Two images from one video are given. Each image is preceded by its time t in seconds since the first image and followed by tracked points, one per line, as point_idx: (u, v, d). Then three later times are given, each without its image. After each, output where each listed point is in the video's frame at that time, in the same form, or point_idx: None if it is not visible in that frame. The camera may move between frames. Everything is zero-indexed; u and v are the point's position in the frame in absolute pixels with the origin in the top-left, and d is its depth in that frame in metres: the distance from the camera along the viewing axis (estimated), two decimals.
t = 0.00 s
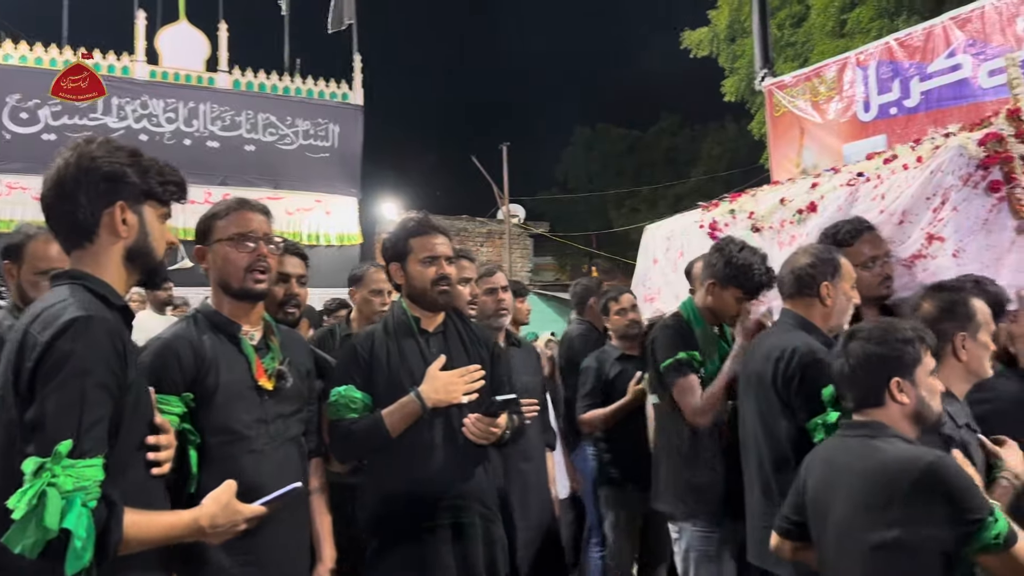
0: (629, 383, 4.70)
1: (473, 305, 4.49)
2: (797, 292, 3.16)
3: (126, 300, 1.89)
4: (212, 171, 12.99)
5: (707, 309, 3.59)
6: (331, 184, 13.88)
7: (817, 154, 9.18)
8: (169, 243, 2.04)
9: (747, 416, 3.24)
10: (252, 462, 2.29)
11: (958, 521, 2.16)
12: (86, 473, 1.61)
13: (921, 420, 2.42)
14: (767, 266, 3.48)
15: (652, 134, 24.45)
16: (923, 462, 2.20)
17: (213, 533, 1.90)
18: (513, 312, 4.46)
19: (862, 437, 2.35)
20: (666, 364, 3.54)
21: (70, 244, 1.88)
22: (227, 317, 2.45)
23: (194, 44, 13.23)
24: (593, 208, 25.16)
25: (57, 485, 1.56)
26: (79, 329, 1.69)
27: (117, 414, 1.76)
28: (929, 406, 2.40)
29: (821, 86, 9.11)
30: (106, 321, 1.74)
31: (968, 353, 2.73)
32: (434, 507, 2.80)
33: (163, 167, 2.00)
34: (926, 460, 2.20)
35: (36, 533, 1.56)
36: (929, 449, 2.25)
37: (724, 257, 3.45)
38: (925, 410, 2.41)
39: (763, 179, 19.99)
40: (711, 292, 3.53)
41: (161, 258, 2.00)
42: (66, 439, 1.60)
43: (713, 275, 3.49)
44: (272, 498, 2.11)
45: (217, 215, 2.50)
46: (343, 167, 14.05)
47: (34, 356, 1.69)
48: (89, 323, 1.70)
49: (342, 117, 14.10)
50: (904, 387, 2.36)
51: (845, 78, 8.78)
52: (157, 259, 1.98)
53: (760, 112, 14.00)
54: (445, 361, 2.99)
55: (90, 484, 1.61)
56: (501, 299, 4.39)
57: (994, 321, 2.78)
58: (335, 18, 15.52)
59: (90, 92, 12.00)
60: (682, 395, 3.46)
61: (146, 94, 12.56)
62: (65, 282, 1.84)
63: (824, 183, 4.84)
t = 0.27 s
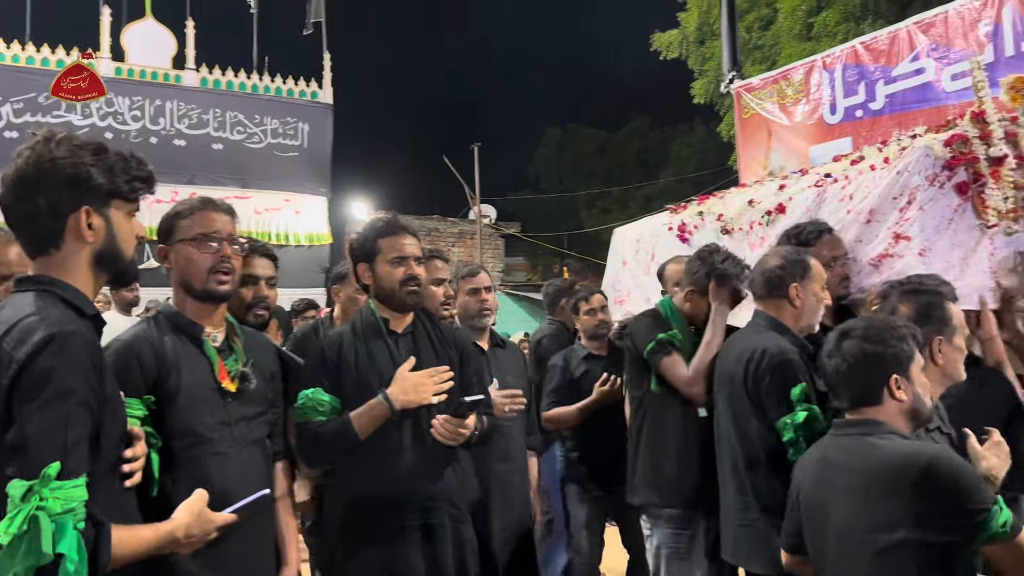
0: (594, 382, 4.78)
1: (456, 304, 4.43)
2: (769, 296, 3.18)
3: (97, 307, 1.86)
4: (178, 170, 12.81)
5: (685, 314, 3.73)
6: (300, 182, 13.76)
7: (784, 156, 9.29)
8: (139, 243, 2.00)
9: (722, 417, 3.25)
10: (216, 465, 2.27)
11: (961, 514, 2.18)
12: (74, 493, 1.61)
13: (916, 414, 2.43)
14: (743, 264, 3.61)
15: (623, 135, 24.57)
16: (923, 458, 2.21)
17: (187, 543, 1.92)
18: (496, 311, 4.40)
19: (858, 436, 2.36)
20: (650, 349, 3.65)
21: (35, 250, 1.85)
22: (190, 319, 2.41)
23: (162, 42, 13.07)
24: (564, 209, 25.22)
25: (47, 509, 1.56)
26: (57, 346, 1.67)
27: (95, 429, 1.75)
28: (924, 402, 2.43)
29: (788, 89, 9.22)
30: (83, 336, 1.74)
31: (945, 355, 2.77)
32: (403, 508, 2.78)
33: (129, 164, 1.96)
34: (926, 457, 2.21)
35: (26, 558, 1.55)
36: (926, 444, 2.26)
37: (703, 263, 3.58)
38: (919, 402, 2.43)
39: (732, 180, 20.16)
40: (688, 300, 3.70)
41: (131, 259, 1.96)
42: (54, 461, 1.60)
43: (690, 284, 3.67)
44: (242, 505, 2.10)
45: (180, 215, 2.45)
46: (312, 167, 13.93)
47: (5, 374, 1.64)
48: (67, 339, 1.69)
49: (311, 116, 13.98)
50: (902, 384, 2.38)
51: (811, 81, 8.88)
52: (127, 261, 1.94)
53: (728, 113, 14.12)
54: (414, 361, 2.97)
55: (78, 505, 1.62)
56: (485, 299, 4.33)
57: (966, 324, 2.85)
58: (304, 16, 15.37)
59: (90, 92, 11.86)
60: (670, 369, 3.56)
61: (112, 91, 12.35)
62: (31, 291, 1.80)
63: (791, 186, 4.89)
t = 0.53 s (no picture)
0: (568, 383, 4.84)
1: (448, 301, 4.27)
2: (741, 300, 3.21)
3: (64, 313, 1.86)
4: (143, 168, 12.62)
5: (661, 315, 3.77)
6: (267, 182, 13.63)
7: (750, 159, 9.38)
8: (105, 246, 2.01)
9: (699, 419, 3.27)
10: (176, 468, 2.26)
11: (954, 517, 2.15)
12: (55, 506, 1.63)
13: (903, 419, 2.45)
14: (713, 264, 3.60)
15: (592, 137, 24.67)
16: (916, 459, 2.18)
17: (155, 550, 1.96)
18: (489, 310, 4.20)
19: (847, 438, 2.32)
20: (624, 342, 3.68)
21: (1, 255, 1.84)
22: (150, 321, 2.38)
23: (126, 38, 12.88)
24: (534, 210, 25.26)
25: (30, 521, 1.57)
26: (36, 355, 1.68)
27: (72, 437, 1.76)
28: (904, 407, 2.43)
29: (754, 92, 9.31)
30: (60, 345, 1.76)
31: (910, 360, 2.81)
32: (369, 511, 2.76)
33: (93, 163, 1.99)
34: (919, 458, 2.18)
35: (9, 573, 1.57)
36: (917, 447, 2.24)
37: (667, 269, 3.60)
38: (903, 409, 2.43)
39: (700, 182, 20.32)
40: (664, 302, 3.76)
41: (97, 261, 1.97)
42: (38, 474, 1.61)
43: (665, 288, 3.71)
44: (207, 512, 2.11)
45: (141, 215, 2.41)
46: (280, 166, 13.81)
47: None
48: (45, 349, 1.71)
49: (279, 114, 13.84)
50: (891, 390, 2.36)
51: (777, 85, 8.99)
52: (94, 264, 1.95)
53: (695, 115, 14.23)
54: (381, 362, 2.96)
55: (59, 516, 1.64)
56: (476, 298, 4.08)
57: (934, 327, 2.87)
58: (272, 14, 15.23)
59: (92, 92, 11.90)
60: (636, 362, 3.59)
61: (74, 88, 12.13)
62: None
63: (755, 189, 4.96)
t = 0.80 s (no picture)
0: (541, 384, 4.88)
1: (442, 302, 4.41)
2: (727, 305, 3.25)
3: (31, 320, 1.87)
4: (108, 166, 12.42)
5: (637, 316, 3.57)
6: (235, 181, 13.48)
7: (719, 159, 10.02)
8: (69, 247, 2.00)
9: (677, 419, 3.30)
10: (137, 472, 2.23)
11: (931, 516, 2.17)
12: (29, 519, 1.67)
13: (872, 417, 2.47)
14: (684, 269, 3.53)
15: (563, 138, 24.75)
16: (896, 459, 2.20)
17: (118, 560, 1.95)
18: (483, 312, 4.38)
19: (826, 437, 2.32)
20: (592, 364, 3.60)
21: None
22: (109, 323, 2.33)
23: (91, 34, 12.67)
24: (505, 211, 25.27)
25: (7, 533, 1.62)
26: (10, 366, 1.71)
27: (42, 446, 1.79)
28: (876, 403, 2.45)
29: (722, 95, 9.87)
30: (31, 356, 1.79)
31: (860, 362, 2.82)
32: (336, 514, 2.73)
33: (57, 165, 1.97)
34: (898, 458, 2.20)
35: None
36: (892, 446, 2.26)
37: (639, 273, 3.51)
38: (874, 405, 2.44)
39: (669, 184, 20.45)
40: (641, 302, 3.53)
41: (62, 265, 1.96)
42: (13, 486, 1.65)
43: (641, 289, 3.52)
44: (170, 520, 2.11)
45: (103, 215, 2.37)
46: (248, 165, 13.67)
47: None
48: (18, 359, 1.74)
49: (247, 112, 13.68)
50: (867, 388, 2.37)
51: (745, 88, 9.57)
52: (58, 268, 1.95)
53: (665, 118, 14.33)
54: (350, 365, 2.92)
55: (32, 529, 1.67)
56: (471, 299, 4.28)
57: (897, 333, 2.86)
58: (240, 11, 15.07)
59: (89, 93, 11.96)
60: (601, 395, 3.54)
61: (37, 84, 11.89)
62: None
63: (722, 190, 5.02)
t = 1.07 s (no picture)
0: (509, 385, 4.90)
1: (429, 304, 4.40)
2: (698, 308, 3.27)
3: None
4: (72, 164, 12.20)
5: (604, 316, 3.63)
6: (203, 180, 13.32)
7: (688, 162, 10.73)
8: (31, 249, 1.97)
9: (648, 421, 3.32)
10: (100, 477, 2.21)
11: (883, 517, 2.19)
12: None
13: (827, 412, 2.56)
14: (650, 266, 3.55)
15: (534, 140, 24.79)
16: (851, 461, 2.22)
17: (78, 567, 1.91)
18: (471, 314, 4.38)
19: (783, 437, 2.36)
20: (558, 374, 3.53)
21: None
22: (70, 324, 2.29)
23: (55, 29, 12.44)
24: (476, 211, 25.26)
25: None
26: None
27: None
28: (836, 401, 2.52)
29: (692, 98, 10.64)
30: None
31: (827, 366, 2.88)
32: (305, 518, 2.72)
33: (17, 168, 1.94)
34: (853, 460, 2.22)
35: None
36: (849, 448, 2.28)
37: (607, 272, 3.56)
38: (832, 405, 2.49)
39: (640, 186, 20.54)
40: (608, 300, 3.60)
41: (24, 267, 1.93)
42: None
43: (610, 288, 3.57)
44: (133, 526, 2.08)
45: (67, 215, 2.33)
46: (216, 163, 13.51)
47: None
48: None
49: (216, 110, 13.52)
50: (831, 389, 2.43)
51: (715, 91, 10.33)
52: (20, 271, 1.91)
53: (636, 121, 14.41)
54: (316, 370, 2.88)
55: None
56: (459, 301, 4.29)
57: (870, 341, 2.90)
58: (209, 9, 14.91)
59: (89, 92, 12.03)
60: (568, 409, 3.45)
61: None
62: None
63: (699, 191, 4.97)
